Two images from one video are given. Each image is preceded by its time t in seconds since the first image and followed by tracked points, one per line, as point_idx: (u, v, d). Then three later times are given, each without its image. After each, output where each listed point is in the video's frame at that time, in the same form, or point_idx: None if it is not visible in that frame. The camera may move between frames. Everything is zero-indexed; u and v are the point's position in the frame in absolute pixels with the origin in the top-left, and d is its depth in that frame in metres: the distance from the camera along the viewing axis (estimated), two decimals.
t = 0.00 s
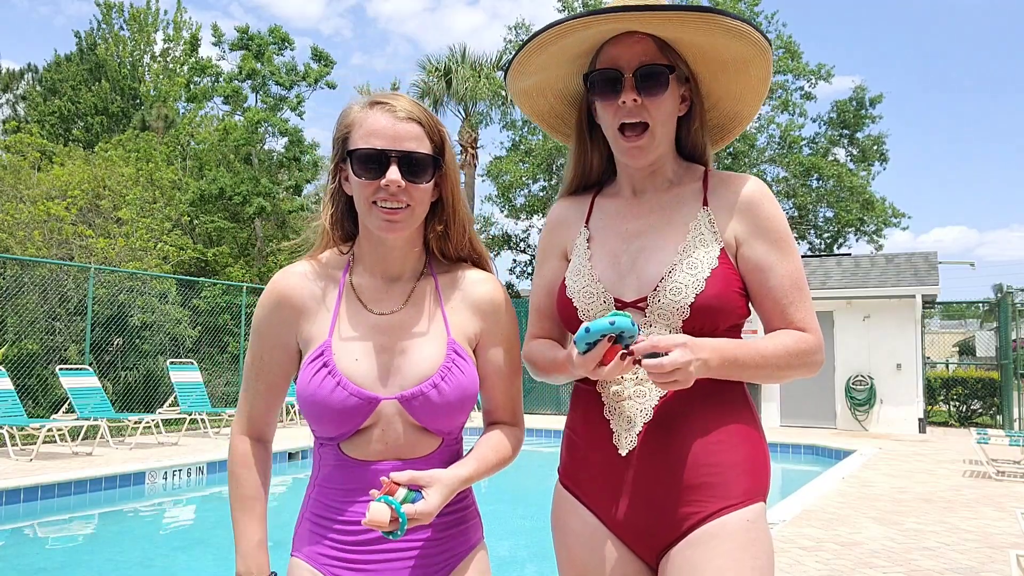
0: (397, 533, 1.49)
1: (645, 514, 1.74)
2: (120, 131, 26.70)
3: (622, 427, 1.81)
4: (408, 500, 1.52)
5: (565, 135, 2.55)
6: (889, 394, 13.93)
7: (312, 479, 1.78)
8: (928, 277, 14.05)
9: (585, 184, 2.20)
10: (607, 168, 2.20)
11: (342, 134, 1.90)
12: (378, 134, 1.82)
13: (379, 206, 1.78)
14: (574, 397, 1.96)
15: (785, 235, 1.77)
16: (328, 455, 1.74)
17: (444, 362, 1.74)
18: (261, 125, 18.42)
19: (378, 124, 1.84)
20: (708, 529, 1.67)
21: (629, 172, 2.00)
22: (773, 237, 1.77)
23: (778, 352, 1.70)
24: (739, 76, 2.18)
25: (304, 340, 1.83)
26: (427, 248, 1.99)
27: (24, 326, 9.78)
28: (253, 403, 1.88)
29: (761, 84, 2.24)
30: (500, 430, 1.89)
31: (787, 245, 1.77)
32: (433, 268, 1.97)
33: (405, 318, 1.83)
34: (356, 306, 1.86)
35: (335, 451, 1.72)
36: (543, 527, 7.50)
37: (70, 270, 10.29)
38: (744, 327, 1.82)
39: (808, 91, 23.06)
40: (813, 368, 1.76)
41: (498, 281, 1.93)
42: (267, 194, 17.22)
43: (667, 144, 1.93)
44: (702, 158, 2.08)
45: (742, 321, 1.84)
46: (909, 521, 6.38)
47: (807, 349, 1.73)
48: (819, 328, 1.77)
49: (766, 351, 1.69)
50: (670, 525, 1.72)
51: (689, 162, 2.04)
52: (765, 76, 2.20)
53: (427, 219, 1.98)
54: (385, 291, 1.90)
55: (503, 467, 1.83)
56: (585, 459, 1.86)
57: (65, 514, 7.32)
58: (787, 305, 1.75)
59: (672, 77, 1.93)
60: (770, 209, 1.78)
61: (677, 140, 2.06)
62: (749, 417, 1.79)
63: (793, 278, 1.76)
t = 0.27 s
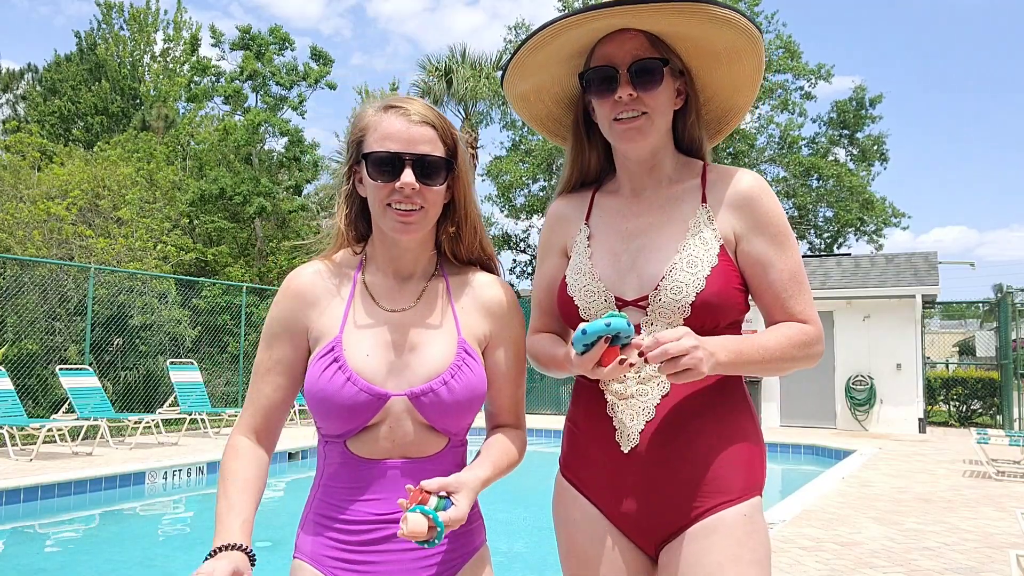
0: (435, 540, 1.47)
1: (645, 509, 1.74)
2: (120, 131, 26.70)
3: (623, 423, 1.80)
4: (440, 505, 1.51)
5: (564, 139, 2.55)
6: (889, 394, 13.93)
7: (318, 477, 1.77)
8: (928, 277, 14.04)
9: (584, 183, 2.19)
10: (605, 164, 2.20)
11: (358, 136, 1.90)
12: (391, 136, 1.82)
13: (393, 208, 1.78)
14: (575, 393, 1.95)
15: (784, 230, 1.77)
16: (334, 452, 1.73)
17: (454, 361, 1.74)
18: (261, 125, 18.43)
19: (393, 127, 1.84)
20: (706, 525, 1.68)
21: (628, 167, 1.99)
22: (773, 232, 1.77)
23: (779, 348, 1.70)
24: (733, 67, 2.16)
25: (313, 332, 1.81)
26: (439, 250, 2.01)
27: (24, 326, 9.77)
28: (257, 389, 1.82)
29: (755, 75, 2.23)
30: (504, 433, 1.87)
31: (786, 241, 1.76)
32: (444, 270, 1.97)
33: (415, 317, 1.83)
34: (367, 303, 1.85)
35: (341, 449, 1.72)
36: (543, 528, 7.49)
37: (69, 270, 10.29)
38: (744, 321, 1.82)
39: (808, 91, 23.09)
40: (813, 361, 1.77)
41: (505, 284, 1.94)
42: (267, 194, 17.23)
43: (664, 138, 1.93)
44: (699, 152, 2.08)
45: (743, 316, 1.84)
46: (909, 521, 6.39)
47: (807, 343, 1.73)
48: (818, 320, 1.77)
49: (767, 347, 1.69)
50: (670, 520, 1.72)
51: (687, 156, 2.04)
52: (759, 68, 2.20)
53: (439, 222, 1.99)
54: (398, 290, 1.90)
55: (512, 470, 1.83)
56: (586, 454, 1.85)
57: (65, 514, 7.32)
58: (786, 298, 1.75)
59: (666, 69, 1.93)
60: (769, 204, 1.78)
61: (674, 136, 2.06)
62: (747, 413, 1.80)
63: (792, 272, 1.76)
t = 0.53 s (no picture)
0: (484, 554, 1.50)
1: (643, 506, 1.75)
2: (120, 131, 26.71)
3: (624, 424, 1.80)
4: (483, 520, 1.53)
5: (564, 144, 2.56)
6: (889, 394, 13.94)
7: (321, 477, 1.77)
8: (928, 277, 14.03)
9: (585, 186, 2.20)
10: (606, 167, 2.21)
11: (366, 139, 1.91)
12: (400, 138, 1.83)
13: (403, 210, 1.79)
14: (575, 393, 1.95)
15: (784, 231, 1.78)
16: (337, 452, 1.73)
17: (459, 362, 1.75)
18: (262, 126, 18.42)
19: (402, 129, 1.85)
20: (702, 524, 1.68)
21: (629, 169, 2.00)
22: (772, 233, 1.78)
23: (777, 347, 1.70)
24: (728, 66, 2.16)
25: (323, 330, 1.80)
26: (444, 251, 2.02)
27: (24, 326, 9.78)
28: (262, 390, 1.77)
29: (751, 72, 2.22)
30: (508, 434, 1.88)
31: (787, 242, 1.77)
32: (449, 271, 1.98)
33: (421, 317, 1.84)
34: (374, 303, 1.86)
35: (345, 449, 1.72)
36: (542, 527, 7.50)
37: (70, 269, 10.28)
38: (745, 323, 1.83)
39: (808, 91, 23.12)
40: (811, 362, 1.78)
41: (508, 286, 1.95)
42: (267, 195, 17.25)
43: (664, 138, 1.94)
44: (698, 153, 2.09)
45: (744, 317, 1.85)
46: (909, 521, 6.39)
47: (807, 343, 1.74)
48: (817, 321, 1.78)
49: (767, 348, 1.69)
50: (668, 519, 1.72)
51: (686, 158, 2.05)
52: (754, 64, 2.20)
53: (447, 223, 2.00)
54: (403, 290, 1.90)
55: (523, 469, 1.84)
56: (588, 453, 1.85)
57: (65, 514, 7.32)
58: (786, 299, 1.76)
59: (663, 71, 1.94)
60: (770, 207, 1.79)
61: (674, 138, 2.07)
62: (742, 416, 1.80)
63: (793, 273, 1.76)
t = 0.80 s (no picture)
0: (480, 554, 1.49)
1: (641, 507, 1.75)
2: (120, 131, 26.69)
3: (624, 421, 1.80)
4: (480, 520, 1.53)
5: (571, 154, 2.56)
6: (889, 394, 13.94)
7: (322, 479, 1.77)
8: (928, 277, 14.03)
9: (590, 191, 2.19)
10: (612, 172, 2.20)
11: (366, 139, 1.91)
12: (401, 138, 1.83)
13: (404, 209, 1.79)
14: (575, 391, 1.96)
15: (788, 237, 1.78)
16: (338, 452, 1.73)
17: (459, 363, 1.75)
18: (262, 126, 18.39)
19: (404, 130, 1.85)
20: (699, 525, 1.69)
21: (636, 173, 2.00)
22: (776, 240, 1.78)
23: (776, 352, 1.71)
24: (727, 68, 2.16)
25: (324, 332, 1.80)
26: (445, 251, 2.02)
27: (24, 326, 9.78)
28: (267, 394, 1.77)
29: (752, 70, 2.22)
30: (508, 435, 1.88)
31: (790, 248, 1.78)
32: (451, 272, 1.98)
33: (422, 318, 1.84)
34: (375, 305, 1.86)
35: (346, 449, 1.72)
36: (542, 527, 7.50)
37: (70, 270, 10.29)
38: (747, 327, 1.83)
39: (808, 91, 23.13)
40: (809, 368, 1.78)
41: (510, 287, 1.95)
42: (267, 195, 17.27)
43: (667, 141, 1.94)
44: (701, 157, 2.09)
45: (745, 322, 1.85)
46: (909, 521, 6.39)
47: (806, 350, 1.75)
48: (816, 329, 1.78)
49: (767, 352, 1.70)
50: (665, 519, 1.72)
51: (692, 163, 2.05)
52: (753, 62, 2.19)
53: (448, 221, 2.00)
54: (404, 291, 1.90)
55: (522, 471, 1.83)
56: (587, 452, 1.85)
57: (65, 514, 7.32)
58: (787, 305, 1.76)
59: (663, 75, 1.94)
60: (774, 213, 1.79)
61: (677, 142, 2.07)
62: (740, 417, 1.80)
63: (794, 280, 1.77)
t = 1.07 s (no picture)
0: (439, 547, 1.49)
1: (637, 506, 1.74)
2: (120, 131, 26.68)
3: (623, 418, 1.80)
4: (444, 513, 1.52)
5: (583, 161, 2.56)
6: (889, 394, 13.94)
7: (320, 475, 1.77)
8: (928, 277, 14.02)
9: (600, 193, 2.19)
10: (623, 175, 2.20)
11: (364, 139, 1.91)
12: (398, 139, 1.83)
13: (399, 208, 1.79)
14: (575, 387, 1.96)
15: (793, 248, 1.78)
16: (336, 450, 1.74)
17: (454, 361, 1.75)
18: (262, 125, 18.38)
19: (400, 129, 1.85)
20: (694, 526, 1.68)
21: (644, 176, 2.00)
22: (782, 249, 1.78)
23: (776, 360, 1.71)
24: (733, 66, 2.15)
25: (319, 329, 1.80)
26: (442, 249, 2.02)
27: (24, 326, 9.79)
28: (260, 389, 1.76)
29: (758, 66, 2.20)
30: (508, 434, 1.88)
31: (794, 258, 1.77)
32: (448, 270, 1.98)
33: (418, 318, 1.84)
34: (371, 303, 1.86)
35: (343, 446, 1.73)
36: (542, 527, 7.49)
37: (70, 270, 10.29)
38: (749, 333, 1.83)
39: (808, 91, 23.15)
40: (810, 377, 1.78)
41: (508, 285, 1.95)
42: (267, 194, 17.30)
43: (676, 143, 1.94)
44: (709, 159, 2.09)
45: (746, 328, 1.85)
46: (909, 521, 6.39)
47: (807, 359, 1.75)
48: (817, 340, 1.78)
49: (766, 361, 1.69)
50: (660, 519, 1.72)
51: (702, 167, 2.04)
52: (758, 57, 2.18)
53: (444, 220, 2.01)
54: (400, 290, 1.90)
55: (515, 471, 1.83)
56: (585, 451, 1.85)
57: (65, 514, 7.32)
58: (788, 316, 1.76)
59: (667, 78, 1.94)
60: (781, 222, 1.79)
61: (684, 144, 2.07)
62: (738, 420, 1.79)
63: (798, 293, 1.76)
